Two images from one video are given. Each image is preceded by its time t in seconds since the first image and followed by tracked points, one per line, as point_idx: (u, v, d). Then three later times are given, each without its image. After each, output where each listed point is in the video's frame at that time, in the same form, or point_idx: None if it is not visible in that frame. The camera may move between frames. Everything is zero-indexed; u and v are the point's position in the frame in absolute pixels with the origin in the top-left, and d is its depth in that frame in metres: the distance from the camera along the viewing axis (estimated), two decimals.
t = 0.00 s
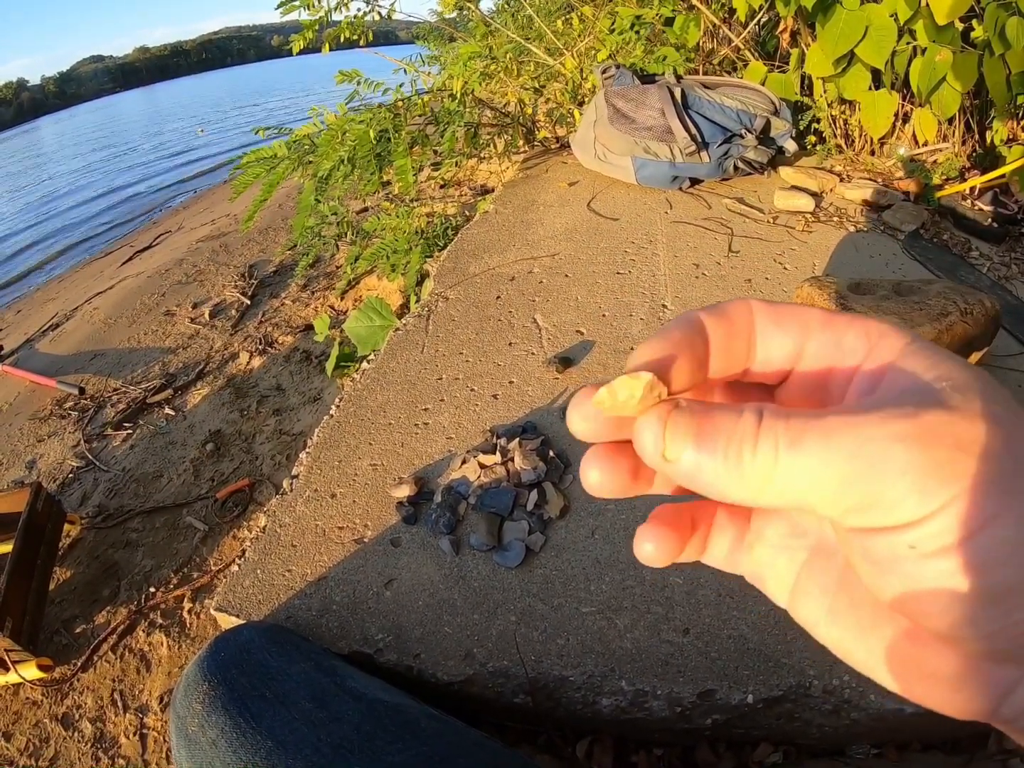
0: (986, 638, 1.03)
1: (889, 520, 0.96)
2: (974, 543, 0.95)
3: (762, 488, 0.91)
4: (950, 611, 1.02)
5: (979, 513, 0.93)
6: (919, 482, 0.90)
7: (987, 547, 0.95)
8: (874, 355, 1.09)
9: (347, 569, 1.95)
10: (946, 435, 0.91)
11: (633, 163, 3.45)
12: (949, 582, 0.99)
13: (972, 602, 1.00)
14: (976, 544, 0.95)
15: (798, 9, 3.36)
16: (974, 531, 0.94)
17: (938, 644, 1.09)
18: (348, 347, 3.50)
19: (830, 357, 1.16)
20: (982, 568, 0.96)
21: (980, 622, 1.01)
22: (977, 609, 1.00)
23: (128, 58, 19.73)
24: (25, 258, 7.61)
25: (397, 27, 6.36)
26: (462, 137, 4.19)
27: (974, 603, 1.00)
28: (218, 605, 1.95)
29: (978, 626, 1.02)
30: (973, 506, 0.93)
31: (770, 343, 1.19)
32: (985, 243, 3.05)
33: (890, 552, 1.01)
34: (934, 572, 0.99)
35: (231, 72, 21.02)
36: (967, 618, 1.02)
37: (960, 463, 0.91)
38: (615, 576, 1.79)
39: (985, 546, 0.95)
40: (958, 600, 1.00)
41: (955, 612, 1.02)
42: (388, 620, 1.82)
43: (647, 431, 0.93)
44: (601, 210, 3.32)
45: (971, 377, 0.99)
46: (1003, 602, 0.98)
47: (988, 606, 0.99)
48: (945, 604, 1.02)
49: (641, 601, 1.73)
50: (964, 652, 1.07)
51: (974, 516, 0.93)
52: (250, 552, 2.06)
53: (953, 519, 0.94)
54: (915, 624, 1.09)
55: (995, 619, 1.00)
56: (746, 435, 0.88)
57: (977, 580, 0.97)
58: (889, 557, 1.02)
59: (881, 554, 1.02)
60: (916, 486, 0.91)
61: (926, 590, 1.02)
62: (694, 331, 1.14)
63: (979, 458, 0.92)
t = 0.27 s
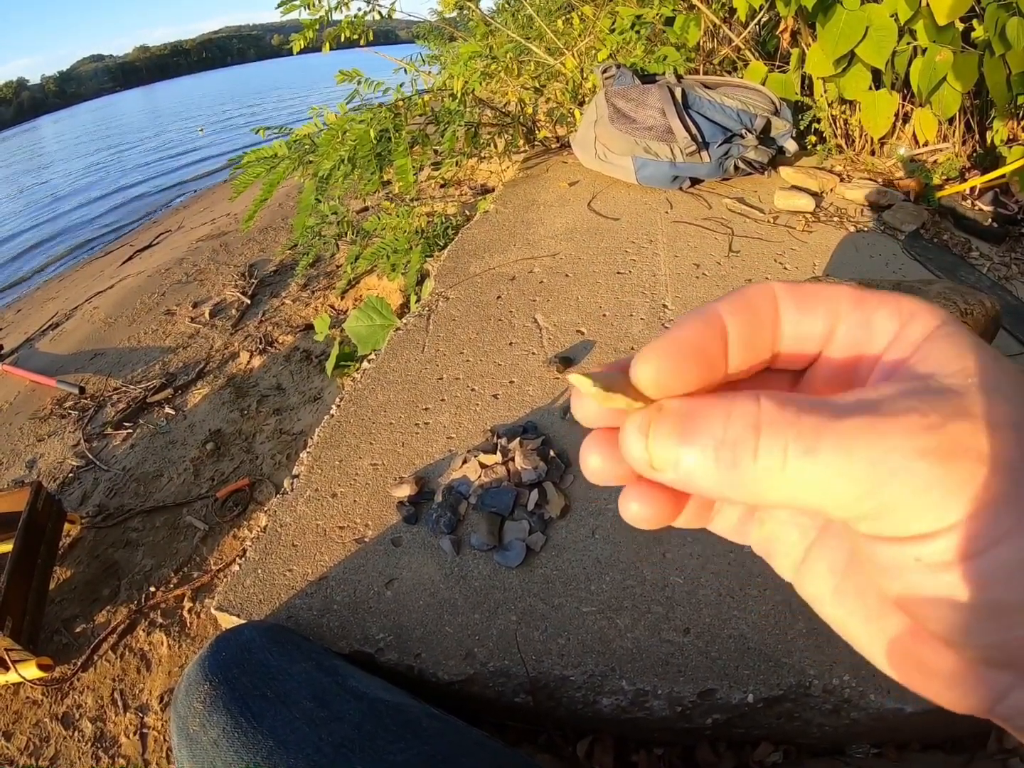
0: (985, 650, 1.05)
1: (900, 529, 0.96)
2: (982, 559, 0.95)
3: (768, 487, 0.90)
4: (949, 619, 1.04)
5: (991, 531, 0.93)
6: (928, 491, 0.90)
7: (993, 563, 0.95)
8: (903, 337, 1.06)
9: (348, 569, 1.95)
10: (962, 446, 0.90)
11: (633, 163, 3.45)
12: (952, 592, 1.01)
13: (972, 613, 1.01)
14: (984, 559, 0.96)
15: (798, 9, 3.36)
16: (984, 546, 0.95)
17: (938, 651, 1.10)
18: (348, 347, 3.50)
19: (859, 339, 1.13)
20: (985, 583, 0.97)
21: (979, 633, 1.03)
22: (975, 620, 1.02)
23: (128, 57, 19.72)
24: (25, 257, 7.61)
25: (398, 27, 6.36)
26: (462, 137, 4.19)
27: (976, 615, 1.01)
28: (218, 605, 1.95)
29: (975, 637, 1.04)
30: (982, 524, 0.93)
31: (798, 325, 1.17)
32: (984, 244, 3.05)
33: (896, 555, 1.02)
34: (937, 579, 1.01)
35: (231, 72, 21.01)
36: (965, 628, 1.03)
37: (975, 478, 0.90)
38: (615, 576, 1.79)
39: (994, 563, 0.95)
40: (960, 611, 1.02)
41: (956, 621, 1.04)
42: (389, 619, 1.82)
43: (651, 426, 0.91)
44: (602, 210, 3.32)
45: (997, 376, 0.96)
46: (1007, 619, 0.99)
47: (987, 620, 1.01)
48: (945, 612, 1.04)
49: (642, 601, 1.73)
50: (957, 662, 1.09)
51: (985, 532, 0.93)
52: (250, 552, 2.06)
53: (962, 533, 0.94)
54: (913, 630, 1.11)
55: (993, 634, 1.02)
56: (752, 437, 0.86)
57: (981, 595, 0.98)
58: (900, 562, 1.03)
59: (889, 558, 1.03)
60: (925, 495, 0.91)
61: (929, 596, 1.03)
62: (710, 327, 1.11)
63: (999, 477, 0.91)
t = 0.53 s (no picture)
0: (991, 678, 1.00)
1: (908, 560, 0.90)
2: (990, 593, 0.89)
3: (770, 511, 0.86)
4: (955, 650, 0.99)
5: (1001, 566, 0.86)
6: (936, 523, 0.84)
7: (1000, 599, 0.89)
8: (930, 342, 0.99)
9: (348, 568, 1.95)
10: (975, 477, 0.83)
11: (633, 163, 3.46)
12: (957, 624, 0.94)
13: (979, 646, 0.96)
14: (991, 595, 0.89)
15: (799, 9, 3.36)
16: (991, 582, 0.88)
17: (943, 676, 1.06)
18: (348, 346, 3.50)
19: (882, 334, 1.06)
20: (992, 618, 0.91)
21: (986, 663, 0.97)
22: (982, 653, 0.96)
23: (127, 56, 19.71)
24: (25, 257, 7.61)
25: (398, 27, 6.36)
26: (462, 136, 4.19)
27: (981, 647, 0.95)
28: (218, 604, 1.95)
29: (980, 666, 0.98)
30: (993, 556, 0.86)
31: (819, 309, 1.09)
32: (985, 243, 3.05)
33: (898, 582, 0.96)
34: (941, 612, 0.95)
35: (231, 71, 21.01)
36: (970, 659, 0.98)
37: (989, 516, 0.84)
38: (615, 575, 1.79)
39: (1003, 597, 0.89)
40: (965, 643, 0.96)
41: (961, 652, 0.98)
42: (389, 618, 1.82)
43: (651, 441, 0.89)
44: (602, 209, 3.32)
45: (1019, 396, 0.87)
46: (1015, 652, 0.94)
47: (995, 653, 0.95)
48: (949, 643, 0.98)
49: (642, 600, 1.73)
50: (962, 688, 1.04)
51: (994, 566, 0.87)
52: (250, 551, 2.06)
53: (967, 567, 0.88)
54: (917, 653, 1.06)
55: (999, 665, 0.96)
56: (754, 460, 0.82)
57: (985, 629, 0.93)
58: (901, 588, 0.97)
59: (889, 582, 0.98)
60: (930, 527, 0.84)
61: (934, 627, 0.98)
62: (720, 309, 1.09)
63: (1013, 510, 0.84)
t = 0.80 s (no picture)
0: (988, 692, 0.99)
1: (902, 577, 0.89)
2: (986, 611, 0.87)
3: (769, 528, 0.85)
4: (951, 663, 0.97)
5: (997, 584, 0.85)
6: (932, 542, 0.82)
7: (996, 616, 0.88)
8: (940, 343, 0.98)
9: (346, 565, 1.94)
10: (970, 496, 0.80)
11: (633, 161, 3.45)
12: (954, 639, 0.93)
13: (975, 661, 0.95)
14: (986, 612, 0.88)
15: (799, 7, 3.35)
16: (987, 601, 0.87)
17: (940, 687, 1.05)
18: (347, 345, 3.49)
19: (894, 330, 1.06)
20: (988, 634, 0.90)
21: (982, 678, 0.96)
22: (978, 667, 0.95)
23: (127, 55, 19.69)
24: (24, 255, 7.60)
25: (398, 25, 6.35)
26: (462, 135, 4.19)
27: (977, 662, 0.94)
28: (217, 601, 1.95)
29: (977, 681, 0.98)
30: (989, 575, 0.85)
31: (828, 302, 1.09)
32: (985, 241, 3.04)
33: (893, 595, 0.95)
34: (937, 626, 0.94)
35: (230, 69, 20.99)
36: (967, 674, 0.97)
37: (985, 538, 0.82)
38: (614, 572, 1.79)
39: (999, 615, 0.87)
40: (961, 658, 0.95)
41: (957, 665, 0.97)
42: (387, 615, 1.82)
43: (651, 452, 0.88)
44: (602, 207, 3.31)
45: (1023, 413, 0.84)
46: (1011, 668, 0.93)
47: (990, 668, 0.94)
48: (945, 656, 0.97)
49: (640, 597, 1.73)
50: (958, 698, 1.04)
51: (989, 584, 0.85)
52: (249, 548, 2.06)
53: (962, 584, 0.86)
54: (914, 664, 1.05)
55: (995, 680, 0.95)
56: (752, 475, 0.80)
57: (981, 645, 0.91)
58: (894, 601, 0.96)
59: (884, 595, 0.97)
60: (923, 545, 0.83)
61: (930, 641, 0.96)
62: (735, 302, 1.05)
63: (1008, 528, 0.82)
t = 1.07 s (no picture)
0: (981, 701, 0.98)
1: (895, 583, 0.89)
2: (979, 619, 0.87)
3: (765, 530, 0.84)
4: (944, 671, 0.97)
5: (990, 591, 0.85)
6: (925, 547, 0.82)
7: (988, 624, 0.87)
8: (936, 350, 0.96)
9: (343, 564, 1.94)
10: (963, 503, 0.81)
11: (632, 160, 3.45)
12: (947, 647, 0.93)
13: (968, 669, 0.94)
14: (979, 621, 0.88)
15: (798, 6, 3.34)
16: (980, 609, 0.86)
17: (932, 694, 1.05)
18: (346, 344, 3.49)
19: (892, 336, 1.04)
20: (981, 644, 0.90)
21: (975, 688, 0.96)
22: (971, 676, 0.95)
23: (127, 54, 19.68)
24: (24, 254, 7.60)
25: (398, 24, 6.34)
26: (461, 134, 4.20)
27: (970, 670, 0.94)
28: (214, 600, 1.95)
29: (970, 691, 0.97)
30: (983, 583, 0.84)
31: (826, 311, 1.08)
32: (984, 241, 3.04)
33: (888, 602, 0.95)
34: (931, 633, 0.94)
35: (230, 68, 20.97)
36: (959, 682, 0.97)
37: (976, 547, 0.82)
38: (612, 572, 1.79)
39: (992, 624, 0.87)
40: (951, 665, 0.95)
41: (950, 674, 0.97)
42: (384, 615, 1.81)
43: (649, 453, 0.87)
44: (601, 206, 3.31)
45: (1021, 423, 0.84)
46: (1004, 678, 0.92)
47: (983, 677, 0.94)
48: (938, 663, 0.97)
49: (638, 597, 1.73)
50: (950, 707, 1.04)
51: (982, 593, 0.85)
52: (246, 547, 2.05)
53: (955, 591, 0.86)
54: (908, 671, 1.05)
55: (988, 689, 0.95)
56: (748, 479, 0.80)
57: (973, 654, 0.91)
58: (886, 607, 0.96)
59: (876, 601, 0.97)
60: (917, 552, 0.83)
61: (924, 648, 0.96)
62: (735, 311, 1.07)
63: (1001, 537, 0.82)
